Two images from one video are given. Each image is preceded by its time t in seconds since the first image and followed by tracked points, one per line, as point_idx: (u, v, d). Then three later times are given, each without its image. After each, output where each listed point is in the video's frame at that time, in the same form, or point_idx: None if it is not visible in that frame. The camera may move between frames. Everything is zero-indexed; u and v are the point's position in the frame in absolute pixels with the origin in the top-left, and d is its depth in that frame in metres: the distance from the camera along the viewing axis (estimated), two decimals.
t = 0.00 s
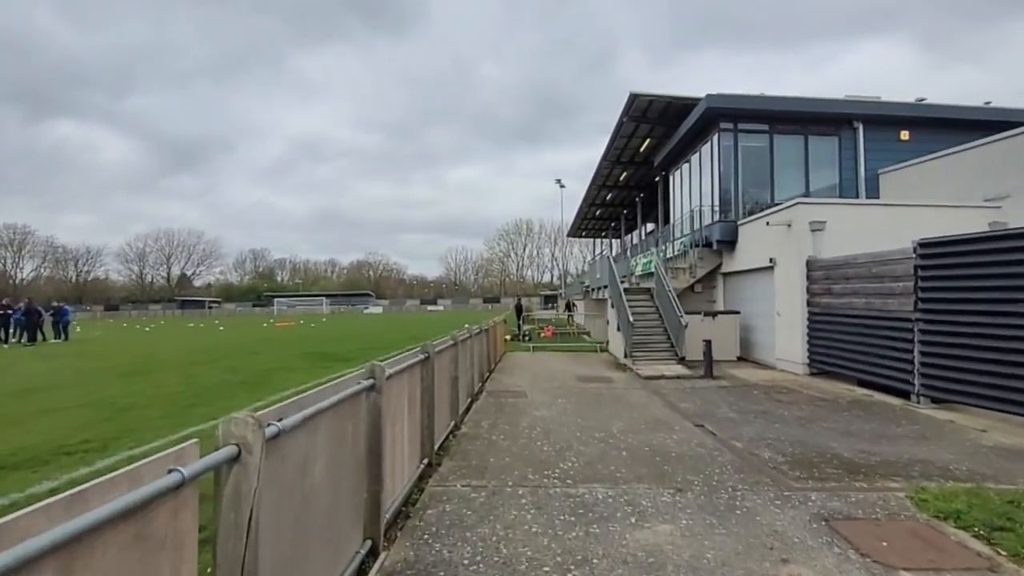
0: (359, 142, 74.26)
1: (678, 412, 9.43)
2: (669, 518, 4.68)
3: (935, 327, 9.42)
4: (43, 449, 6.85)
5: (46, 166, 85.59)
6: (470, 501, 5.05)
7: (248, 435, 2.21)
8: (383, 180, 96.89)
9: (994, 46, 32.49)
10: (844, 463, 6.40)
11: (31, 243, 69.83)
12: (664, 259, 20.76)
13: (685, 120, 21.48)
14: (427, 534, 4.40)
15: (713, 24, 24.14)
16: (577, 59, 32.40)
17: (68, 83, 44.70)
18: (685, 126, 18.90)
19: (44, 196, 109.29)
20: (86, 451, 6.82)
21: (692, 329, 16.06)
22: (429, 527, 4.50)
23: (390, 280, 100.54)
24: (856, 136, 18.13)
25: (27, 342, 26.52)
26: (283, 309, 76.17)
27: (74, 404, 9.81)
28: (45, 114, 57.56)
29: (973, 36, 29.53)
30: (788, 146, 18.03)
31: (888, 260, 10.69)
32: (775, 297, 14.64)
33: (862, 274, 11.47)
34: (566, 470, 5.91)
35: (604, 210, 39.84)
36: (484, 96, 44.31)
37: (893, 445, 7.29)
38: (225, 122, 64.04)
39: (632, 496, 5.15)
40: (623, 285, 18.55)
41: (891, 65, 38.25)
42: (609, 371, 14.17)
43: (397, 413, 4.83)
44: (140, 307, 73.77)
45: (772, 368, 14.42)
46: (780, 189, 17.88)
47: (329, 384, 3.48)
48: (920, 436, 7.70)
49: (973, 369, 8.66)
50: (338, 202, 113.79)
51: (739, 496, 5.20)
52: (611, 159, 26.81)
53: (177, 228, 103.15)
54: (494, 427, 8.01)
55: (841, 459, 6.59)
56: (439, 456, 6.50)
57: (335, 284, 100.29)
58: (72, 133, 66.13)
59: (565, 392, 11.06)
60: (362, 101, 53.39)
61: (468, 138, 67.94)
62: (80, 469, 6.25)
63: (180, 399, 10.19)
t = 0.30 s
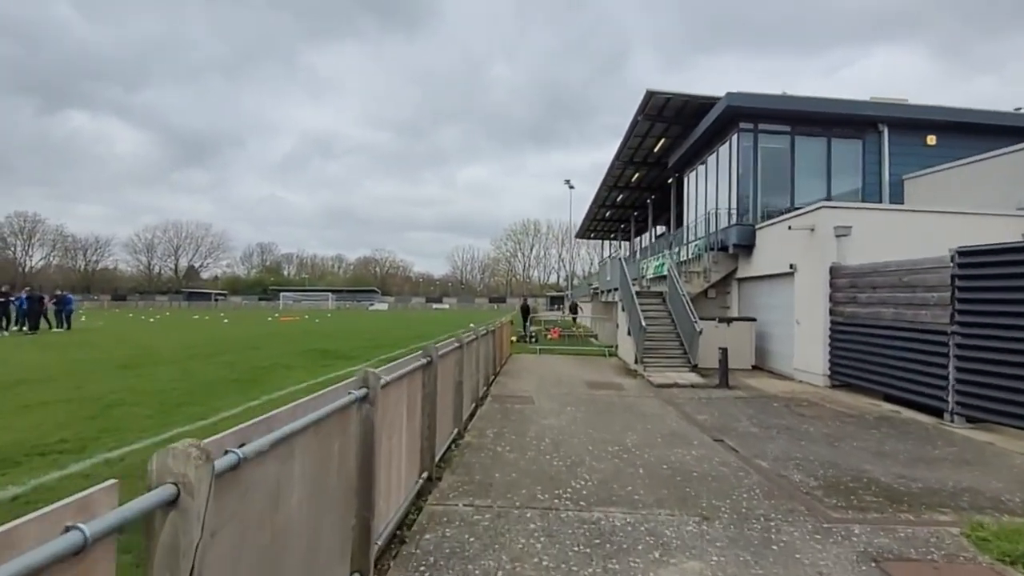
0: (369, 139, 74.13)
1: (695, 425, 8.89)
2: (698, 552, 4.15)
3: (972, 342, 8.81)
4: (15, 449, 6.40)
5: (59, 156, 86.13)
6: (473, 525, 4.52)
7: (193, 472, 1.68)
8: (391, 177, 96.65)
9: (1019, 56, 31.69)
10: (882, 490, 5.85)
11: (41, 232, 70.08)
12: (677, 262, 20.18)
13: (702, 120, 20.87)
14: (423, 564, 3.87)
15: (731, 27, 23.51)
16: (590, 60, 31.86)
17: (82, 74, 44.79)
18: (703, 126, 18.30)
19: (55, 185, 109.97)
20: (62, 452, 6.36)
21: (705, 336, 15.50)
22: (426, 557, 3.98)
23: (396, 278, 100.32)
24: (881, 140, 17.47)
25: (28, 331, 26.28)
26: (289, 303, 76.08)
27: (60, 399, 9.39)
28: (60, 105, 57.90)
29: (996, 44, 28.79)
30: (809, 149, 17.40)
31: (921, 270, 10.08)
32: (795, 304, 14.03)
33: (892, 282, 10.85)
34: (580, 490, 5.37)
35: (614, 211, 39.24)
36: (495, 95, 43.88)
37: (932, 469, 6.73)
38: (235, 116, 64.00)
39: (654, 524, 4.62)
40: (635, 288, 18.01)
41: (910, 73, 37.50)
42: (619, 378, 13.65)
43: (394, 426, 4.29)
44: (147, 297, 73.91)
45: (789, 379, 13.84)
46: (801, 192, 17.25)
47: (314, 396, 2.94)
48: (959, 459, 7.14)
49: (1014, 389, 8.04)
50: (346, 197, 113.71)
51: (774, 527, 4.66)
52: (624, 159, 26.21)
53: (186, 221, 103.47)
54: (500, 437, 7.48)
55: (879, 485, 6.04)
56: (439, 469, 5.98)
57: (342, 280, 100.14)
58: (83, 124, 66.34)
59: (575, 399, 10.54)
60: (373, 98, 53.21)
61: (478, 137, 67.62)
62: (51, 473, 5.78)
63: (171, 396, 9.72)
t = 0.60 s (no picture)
0: (365, 148, 73.83)
1: (705, 434, 8.37)
2: None
3: (996, 340, 8.32)
4: None
5: (54, 170, 85.69)
6: (467, 559, 3.99)
7: (42, 550, 1.17)
8: (388, 185, 96.25)
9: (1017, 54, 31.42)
10: (917, 505, 5.33)
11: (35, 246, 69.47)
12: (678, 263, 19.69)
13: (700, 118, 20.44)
14: None
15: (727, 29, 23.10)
16: (584, 65, 31.54)
17: (75, 87, 44.49)
18: (702, 124, 17.84)
19: (50, 199, 109.50)
20: (20, 478, 5.83)
21: (710, 338, 15.01)
22: None
23: (394, 286, 99.71)
24: (885, 135, 17.04)
25: (16, 346, 25.68)
26: (286, 313, 75.48)
27: (32, 417, 8.86)
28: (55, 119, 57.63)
29: (992, 41, 28.49)
30: (812, 145, 16.95)
31: (938, 265, 9.59)
32: (803, 305, 13.56)
33: (906, 280, 10.38)
34: (586, 513, 4.85)
35: (611, 215, 38.79)
36: (490, 101, 43.59)
37: (965, 478, 6.23)
38: (229, 126, 63.63)
39: (671, 553, 4.09)
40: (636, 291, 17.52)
41: (907, 71, 37.24)
42: (622, 384, 13.13)
43: (374, 448, 3.77)
44: (143, 309, 73.25)
45: (798, 381, 13.34)
46: (804, 189, 16.78)
47: (267, 422, 2.43)
48: (991, 466, 6.64)
49: None
50: (342, 206, 113.29)
51: (805, 553, 4.14)
52: (621, 161, 25.76)
53: (182, 232, 102.93)
54: (499, 451, 6.99)
55: (912, 499, 5.52)
56: (431, 491, 5.46)
57: (339, 288, 99.53)
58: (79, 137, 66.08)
59: (577, 408, 10.01)
60: (368, 106, 52.93)
61: (473, 144, 67.34)
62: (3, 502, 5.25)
63: (151, 412, 9.19)
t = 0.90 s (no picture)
0: (365, 149, 73.46)
1: (718, 446, 7.83)
2: None
3: None
4: None
5: (54, 171, 85.40)
6: None
7: None
8: (388, 186, 95.82)
9: None
10: (962, 532, 4.79)
11: (34, 247, 69.03)
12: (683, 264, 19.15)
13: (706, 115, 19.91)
14: None
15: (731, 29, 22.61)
16: (585, 66, 31.09)
17: (76, 88, 44.19)
18: (708, 120, 17.30)
19: (51, 200, 109.23)
20: None
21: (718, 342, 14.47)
22: None
23: (394, 287, 99.18)
24: (897, 131, 16.47)
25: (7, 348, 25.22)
26: (286, 314, 75.00)
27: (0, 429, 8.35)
28: (55, 120, 57.35)
29: (1001, 40, 27.99)
30: (822, 142, 16.37)
31: (963, 266, 9.04)
32: (815, 307, 13.02)
33: (928, 280, 9.85)
34: (594, 545, 4.31)
35: (613, 215, 38.23)
36: (491, 102, 43.16)
37: (1008, 499, 5.68)
38: (229, 127, 63.26)
39: None
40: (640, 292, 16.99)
41: (914, 71, 36.70)
42: (627, 389, 12.61)
43: (349, 480, 3.24)
44: (143, 311, 72.82)
45: (811, 387, 12.80)
46: (815, 187, 16.21)
47: (194, 469, 1.87)
48: None
49: None
50: (343, 207, 112.91)
51: None
52: (624, 159, 25.21)
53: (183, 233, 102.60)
54: (498, 467, 6.46)
55: (954, 524, 4.98)
56: (422, 517, 4.93)
57: (339, 289, 99.02)
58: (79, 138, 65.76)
59: (581, 417, 9.49)
60: (368, 107, 52.55)
61: (474, 145, 66.96)
62: None
63: (127, 423, 8.70)
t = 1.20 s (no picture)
0: (366, 148, 73.03)
1: (733, 454, 7.33)
2: None
3: None
4: None
5: (54, 167, 84.96)
6: None
7: None
8: (388, 184, 95.41)
9: None
10: (1013, 556, 4.31)
11: (32, 241, 68.44)
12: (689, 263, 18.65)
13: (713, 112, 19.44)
14: None
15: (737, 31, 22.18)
16: (587, 66, 30.72)
17: (76, 82, 43.77)
18: (716, 115, 16.80)
19: (50, 195, 108.80)
20: None
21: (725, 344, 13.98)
22: None
23: (394, 286, 98.64)
24: (912, 128, 15.98)
25: None
26: (284, 312, 74.46)
27: None
28: (55, 115, 56.94)
29: (1010, 45, 27.62)
30: (835, 139, 15.88)
31: (991, 266, 8.57)
32: (828, 308, 12.53)
33: (951, 282, 9.36)
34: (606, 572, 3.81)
35: (615, 214, 37.70)
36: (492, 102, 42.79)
37: None
38: (230, 124, 62.85)
39: None
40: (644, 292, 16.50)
41: (920, 74, 36.30)
42: (631, 392, 12.12)
43: (325, 500, 2.74)
44: (140, 307, 72.24)
45: (823, 392, 12.30)
46: (827, 184, 15.70)
47: (93, 503, 1.37)
48: None
49: None
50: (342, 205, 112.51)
51: None
52: (627, 157, 24.72)
53: (182, 229, 102.09)
54: (497, 476, 5.97)
55: (1002, 547, 4.49)
56: (412, 534, 4.43)
57: (338, 288, 98.44)
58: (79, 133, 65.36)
59: (585, 421, 9.00)
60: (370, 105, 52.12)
61: (476, 145, 66.57)
62: None
63: (102, 422, 8.18)
